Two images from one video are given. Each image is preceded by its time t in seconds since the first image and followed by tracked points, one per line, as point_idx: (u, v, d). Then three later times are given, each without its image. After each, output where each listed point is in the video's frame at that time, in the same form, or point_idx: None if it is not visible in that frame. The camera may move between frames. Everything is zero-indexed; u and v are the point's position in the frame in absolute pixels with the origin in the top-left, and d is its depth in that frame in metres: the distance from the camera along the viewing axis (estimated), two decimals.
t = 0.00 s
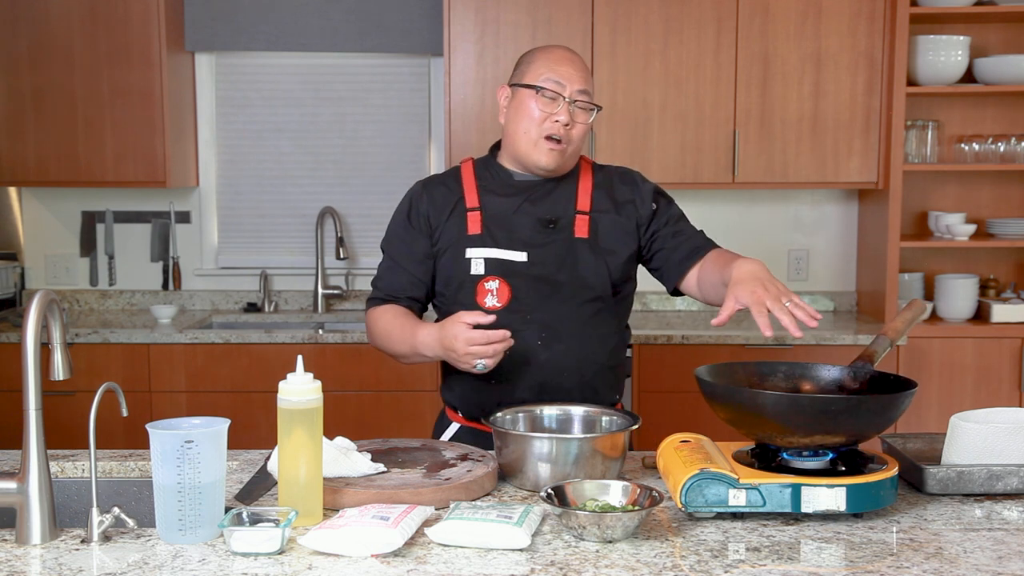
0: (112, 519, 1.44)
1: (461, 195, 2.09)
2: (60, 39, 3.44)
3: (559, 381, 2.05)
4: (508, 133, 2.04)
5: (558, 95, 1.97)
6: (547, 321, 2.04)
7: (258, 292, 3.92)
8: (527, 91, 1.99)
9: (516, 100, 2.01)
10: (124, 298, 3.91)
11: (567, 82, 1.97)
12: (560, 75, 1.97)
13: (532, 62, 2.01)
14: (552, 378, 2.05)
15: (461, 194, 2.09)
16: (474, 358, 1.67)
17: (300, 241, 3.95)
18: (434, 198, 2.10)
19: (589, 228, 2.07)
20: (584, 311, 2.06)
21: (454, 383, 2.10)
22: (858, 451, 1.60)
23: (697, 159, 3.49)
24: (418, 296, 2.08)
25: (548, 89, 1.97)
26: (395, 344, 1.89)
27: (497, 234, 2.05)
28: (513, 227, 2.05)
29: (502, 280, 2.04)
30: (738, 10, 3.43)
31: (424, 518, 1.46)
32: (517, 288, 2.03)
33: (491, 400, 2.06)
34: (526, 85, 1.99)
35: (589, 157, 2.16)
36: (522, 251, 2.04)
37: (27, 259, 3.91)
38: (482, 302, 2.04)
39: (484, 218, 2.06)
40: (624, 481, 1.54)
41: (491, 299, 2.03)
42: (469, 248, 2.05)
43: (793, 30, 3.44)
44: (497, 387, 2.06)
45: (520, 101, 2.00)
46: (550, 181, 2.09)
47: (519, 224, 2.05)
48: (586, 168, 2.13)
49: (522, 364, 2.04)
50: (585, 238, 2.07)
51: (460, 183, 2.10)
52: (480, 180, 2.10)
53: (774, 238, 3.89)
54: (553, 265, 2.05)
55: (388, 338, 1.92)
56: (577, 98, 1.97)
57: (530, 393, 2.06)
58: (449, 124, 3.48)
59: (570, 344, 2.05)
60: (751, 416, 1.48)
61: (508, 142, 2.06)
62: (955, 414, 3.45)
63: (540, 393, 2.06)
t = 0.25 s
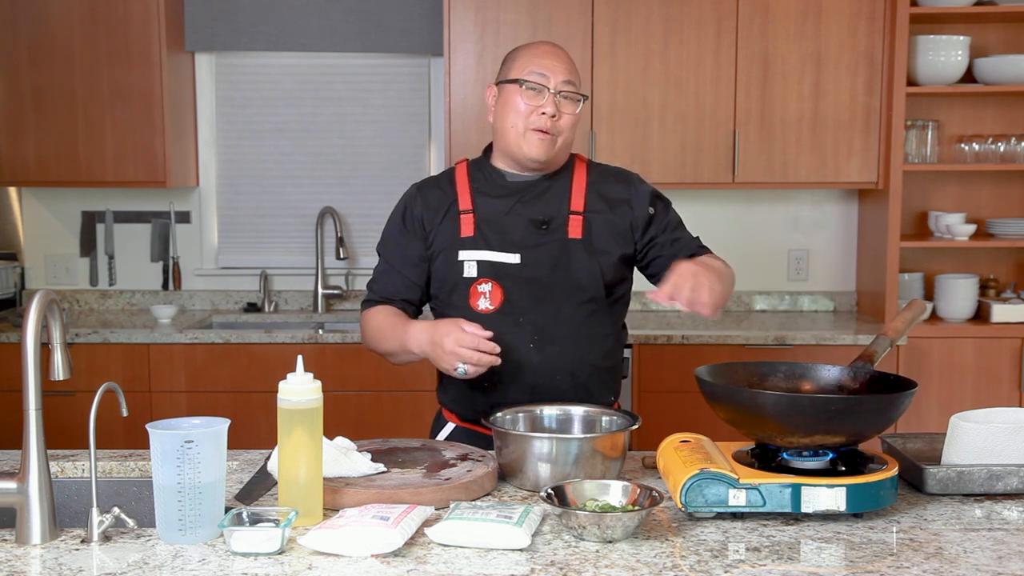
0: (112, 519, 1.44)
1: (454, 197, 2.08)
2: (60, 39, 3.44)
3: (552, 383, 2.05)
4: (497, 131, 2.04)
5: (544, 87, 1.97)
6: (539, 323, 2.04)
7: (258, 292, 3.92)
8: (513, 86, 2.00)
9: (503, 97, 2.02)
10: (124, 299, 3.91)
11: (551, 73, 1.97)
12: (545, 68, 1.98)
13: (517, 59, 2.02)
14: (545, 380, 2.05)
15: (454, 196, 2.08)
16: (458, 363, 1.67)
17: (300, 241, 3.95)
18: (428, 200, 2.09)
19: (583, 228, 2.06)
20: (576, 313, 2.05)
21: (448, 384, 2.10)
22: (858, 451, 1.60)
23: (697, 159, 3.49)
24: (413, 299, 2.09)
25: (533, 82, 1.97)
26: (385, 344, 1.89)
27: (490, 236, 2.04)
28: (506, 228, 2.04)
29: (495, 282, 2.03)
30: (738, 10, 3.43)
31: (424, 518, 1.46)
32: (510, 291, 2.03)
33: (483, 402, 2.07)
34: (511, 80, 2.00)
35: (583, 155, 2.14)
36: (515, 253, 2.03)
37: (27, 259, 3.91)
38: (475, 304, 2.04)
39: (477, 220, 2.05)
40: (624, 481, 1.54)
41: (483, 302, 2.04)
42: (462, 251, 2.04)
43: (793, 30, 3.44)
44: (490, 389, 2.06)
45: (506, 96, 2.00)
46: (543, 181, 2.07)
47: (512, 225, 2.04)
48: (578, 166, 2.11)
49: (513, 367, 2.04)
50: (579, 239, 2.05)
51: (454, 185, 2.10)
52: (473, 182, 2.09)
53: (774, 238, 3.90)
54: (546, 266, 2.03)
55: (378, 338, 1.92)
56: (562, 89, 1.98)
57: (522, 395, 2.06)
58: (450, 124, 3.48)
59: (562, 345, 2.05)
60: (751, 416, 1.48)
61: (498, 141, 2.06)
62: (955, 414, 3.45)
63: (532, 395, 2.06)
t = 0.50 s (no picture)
0: (112, 519, 1.44)
1: (449, 198, 2.08)
2: (60, 40, 3.44)
3: (547, 384, 2.05)
4: (490, 128, 2.04)
5: (534, 80, 1.98)
6: (534, 325, 2.04)
7: (258, 292, 3.92)
8: (502, 82, 2.00)
9: (493, 95, 2.02)
10: (124, 298, 3.91)
11: (540, 66, 1.98)
12: (534, 61, 1.98)
13: (506, 55, 2.03)
14: (540, 381, 2.05)
15: (449, 197, 2.08)
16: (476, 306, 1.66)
17: (300, 241, 3.95)
18: (424, 200, 2.10)
19: (578, 228, 2.06)
20: (571, 313, 2.05)
21: (442, 384, 2.10)
22: (858, 451, 1.60)
23: (697, 159, 3.49)
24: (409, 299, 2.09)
25: (523, 75, 1.97)
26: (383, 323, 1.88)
27: (486, 237, 2.04)
28: (502, 229, 2.04)
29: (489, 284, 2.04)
30: (738, 10, 3.43)
31: (424, 518, 1.46)
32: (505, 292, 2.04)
33: (478, 403, 2.07)
34: (500, 76, 2.00)
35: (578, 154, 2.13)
36: (510, 254, 2.04)
37: (27, 259, 3.91)
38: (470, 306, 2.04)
39: (472, 221, 2.05)
40: (624, 481, 1.53)
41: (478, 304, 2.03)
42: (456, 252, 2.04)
43: (793, 30, 3.44)
44: (484, 390, 2.06)
45: (497, 93, 2.00)
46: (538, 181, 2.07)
47: (506, 226, 2.04)
48: (573, 164, 2.10)
49: (508, 367, 2.04)
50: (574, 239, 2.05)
51: (449, 186, 2.09)
52: (468, 183, 2.08)
53: (774, 238, 3.90)
54: (539, 266, 2.04)
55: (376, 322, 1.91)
56: (552, 80, 1.98)
57: (517, 396, 2.05)
58: (449, 124, 3.48)
59: (557, 347, 2.04)
60: (751, 416, 1.48)
61: (492, 139, 2.05)
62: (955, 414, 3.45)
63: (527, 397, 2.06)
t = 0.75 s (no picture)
0: (112, 519, 1.44)
1: (448, 200, 2.09)
2: (60, 40, 3.44)
3: (546, 384, 2.05)
4: (485, 133, 2.00)
5: (527, 83, 1.94)
6: (534, 325, 2.04)
7: (258, 292, 3.92)
8: (495, 87, 1.96)
9: (487, 99, 1.99)
10: (124, 298, 3.91)
11: (533, 68, 1.95)
12: (526, 64, 1.95)
13: (497, 60, 2.00)
14: (539, 381, 2.05)
15: (448, 199, 2.08)
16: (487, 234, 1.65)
17: (300, 241, 3.95)
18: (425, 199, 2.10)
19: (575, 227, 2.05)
20: (571, 314, 2.05)
21: (439, 385, 2.10)
22: (858, 451, 1.60)
23: (697, 159, 3.49)
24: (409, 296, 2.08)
25: (516, 79, 1.94)
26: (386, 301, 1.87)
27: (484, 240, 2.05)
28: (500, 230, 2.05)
29: (489, 284, 2.04)
30: (738, 10, 3.43)
31: (424, 518, 1.46)
32: (504, 292, 2.05)
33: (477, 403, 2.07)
34: (493, 80, 1.97)
35: (573, 154, 2.12)
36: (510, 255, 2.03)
37: (27, 259, 3.91)
38: (469, 306, 2.05)
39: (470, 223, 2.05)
40: (624, 481, 1.53)
41: (477, 304, 2.04)
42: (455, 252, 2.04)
43: (794, 30, 3.44)
44: (484, 390, 2.06)
45: (491, 97, 1.97)
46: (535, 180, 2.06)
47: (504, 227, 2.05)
48: (569, 164, 2.09)
49: (508, 367, 2.04)
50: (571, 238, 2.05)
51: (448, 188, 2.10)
52: (465, 185, 2.08)
53: (774, 238, 3.89)
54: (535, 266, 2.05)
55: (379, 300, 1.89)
56: (545, 82, 1.95)
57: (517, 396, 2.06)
58: (450, 124, 3.48)
59: (557, 347, 2.04)
60: (752, 416, 1.48)
61: (488, 143, 2.02)
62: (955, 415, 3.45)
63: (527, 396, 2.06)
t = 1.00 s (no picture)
0: (112, 519, 1.44)
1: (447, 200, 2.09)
2: (60, 40, 3.44)
3: (545, 384, 2.05)
4: (482, 140, 2.01)
5: (521, 90, 1.94)
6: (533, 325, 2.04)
7: (258, 292, 3.92)
8: (489, 95, 1.96)
9: (481, 107, 1.99)
10: (124, 298, 3.91)
11: (526, 74, 1.94)
12: (518, 70, 1.95)
13: (489, 65, 1.99)
14: (539, 381, 2.05)
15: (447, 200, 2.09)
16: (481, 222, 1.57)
17: (300, 241, 3.95)
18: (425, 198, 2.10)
19: (574, 228, 2.05)
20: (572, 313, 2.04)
21: (439, 385, 2.10)
22: (858, 451, 1.60)
23: (697, 159, 3.49)
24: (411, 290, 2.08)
25: (509, 88, 1.94)
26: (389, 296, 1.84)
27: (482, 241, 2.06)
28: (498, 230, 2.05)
29: (487, 284, 2.05)
30: (738, 10, 3.43)
31: (424, 518, 1.46)
32: (504, 292, 2.05)
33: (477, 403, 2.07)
34: (486, 88, 1.97)
35: (571, 154, 2.11)
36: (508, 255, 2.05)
37: (27, 259, 3.91)
38: (467, 306, 2.06)
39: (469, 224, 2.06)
40: (624, 481, 1.53)
41: (475, 304, 2.05)
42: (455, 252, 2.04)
43: (794, 30, 3.44)
44: (484, 391, 2.06)
45: (485, 106, 1.97)
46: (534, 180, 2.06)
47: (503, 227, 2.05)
48: (566, 166, 2.08)
49: (508, 367, 2.04)
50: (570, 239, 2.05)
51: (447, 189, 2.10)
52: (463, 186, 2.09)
53: (774, 239, 3.89)
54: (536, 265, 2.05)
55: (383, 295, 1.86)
56: (539, 88, 1.95)
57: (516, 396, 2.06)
58: (449, 124, 3.48)
59: (557, 347, 2.04)
60: (752, 416, 1.48)
61: (484, 148, 2.03)
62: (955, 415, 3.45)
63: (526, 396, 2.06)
